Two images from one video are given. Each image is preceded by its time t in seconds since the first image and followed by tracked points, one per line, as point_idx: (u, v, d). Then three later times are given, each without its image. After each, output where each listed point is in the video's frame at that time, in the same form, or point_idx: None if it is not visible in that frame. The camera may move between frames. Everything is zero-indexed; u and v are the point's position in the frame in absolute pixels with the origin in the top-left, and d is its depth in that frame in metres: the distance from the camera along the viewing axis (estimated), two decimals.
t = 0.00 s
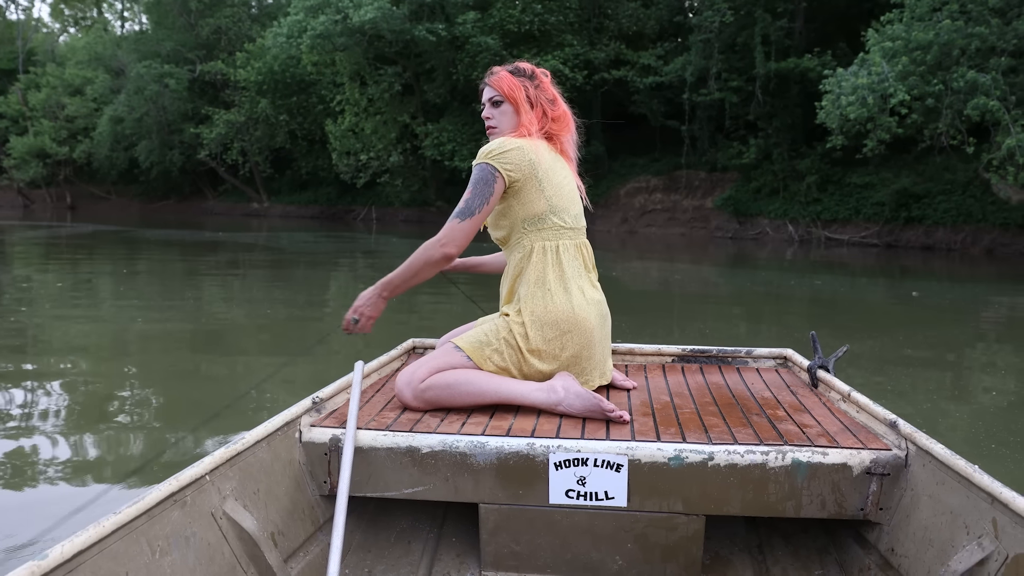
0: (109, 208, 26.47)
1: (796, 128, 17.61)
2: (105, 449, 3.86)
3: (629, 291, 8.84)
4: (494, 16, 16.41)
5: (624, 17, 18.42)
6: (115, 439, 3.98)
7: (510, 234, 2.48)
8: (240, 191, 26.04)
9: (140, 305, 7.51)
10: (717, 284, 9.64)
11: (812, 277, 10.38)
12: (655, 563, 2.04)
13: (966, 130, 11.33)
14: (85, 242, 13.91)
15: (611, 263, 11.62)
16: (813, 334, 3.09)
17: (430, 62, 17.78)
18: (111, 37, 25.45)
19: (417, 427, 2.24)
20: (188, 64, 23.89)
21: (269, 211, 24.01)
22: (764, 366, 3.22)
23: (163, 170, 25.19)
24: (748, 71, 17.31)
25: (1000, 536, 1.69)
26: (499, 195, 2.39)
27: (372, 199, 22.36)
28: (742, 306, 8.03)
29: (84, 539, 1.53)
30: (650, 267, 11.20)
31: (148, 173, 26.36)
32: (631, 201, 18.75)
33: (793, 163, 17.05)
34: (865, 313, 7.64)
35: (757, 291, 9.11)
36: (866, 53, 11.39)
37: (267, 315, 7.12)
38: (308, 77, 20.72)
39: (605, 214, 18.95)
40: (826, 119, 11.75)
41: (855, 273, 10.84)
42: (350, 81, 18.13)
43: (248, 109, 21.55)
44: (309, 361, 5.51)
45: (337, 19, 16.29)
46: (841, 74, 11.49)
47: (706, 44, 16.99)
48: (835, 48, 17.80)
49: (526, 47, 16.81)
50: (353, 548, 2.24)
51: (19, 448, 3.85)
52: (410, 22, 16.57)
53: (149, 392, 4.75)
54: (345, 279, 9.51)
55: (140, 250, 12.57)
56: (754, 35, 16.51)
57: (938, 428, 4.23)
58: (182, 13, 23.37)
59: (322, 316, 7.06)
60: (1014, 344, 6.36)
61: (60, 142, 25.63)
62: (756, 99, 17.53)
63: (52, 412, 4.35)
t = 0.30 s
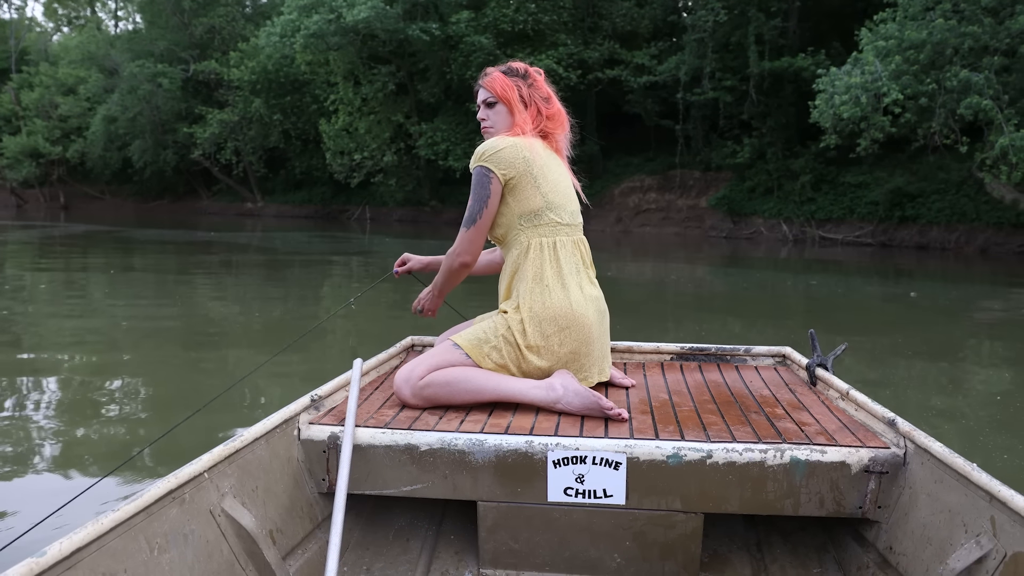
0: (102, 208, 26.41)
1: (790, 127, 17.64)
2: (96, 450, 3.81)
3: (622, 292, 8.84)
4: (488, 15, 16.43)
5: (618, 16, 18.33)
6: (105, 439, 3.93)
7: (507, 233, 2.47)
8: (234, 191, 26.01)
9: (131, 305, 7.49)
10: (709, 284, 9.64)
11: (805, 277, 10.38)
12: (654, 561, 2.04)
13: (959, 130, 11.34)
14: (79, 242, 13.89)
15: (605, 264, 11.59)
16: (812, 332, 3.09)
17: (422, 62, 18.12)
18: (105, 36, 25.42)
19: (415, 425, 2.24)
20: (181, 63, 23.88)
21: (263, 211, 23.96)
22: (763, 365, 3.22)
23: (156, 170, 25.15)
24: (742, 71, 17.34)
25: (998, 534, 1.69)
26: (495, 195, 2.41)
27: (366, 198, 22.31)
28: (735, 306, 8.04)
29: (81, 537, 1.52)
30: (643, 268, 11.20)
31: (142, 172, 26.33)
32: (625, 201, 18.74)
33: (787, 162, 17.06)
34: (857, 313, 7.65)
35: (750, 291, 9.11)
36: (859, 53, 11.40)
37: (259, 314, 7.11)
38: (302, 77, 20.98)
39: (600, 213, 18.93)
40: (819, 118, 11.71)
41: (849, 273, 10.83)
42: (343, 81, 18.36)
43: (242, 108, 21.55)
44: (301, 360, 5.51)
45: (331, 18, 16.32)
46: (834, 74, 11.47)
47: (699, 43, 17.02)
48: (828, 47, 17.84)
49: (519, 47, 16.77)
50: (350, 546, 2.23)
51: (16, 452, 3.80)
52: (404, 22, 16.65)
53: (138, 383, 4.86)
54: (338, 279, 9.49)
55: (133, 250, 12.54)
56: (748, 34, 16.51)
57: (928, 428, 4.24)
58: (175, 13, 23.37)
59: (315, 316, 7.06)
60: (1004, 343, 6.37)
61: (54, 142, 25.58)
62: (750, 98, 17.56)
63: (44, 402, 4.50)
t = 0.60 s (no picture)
0: (96, 208, 26.39)
1: (785, 126, 17.65)
2: (89, 454, 3.78)
3: (615, 292, 8.85)
4: (482, 15, 16.35)
5: (613, 15, 18.14)
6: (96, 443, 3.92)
7: (503, 231, 2.49)
8: (228, 191, 25.99)
9: (123, 305, 7.49)
10: (701, 284, 9.65)
11: (797, 278, 10.38)
12: (653, 560, 2.04)
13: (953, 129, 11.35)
14: (72, 242, 13.88)
15: (600, 264, 11.58)
16: (811, 331, 3.09)
17: (416, 62, 18.09)
18: (98, 36, 25.37)
19: (414, 424, 2.24)
20: (175, 63, 23.86)
21: (257, 211, 23.94)
22: (761, 363, 3.22)
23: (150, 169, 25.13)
24: (736, 70, 17.35)
25: (997, 532, 1.69)
26: (488, 193, 2.43)
27: (361, 198, 22.28)
28: (726, 307, 8.05)
29: (80, 537, 1.52)
30: (636, 268, 11.21)
31: (136, 172, 26.30)
32: (620, 200, 18.71)
33: (781, 162, 17.06)
34: (848, 313, 7.67)
35: (742, 291, 9.10)
36: (853, 52, 11.38)
37: (251, 314, 7.11)
38: (296, 77, 20.95)
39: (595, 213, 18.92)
40: (813, 117, 11.69)
41: (842, 273, 10.83)
42: (337, 80, 18.34)
43: (236, 108, 21.53)
44: (292, 361, 5.51)
45: (324, 18, 16.30)
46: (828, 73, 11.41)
47: (694, 43, 17.00)
48: (823, 47, 17.85)
49: (514, 46, 16.69)
50: (350, 545, 2.23)
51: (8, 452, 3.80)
52: (397, 22, 16.64)
53: (130, 385, 4.85)
54: (330, 279, 9.49)
55: (126, 251, 12.53)
56: (742, 34, 16.50)
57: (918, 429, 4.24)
58: (169, 12, 23.35)
59: (307, 317, 7.06)
60: (998, 343, 6.37)
61: (47, 142, 25.55)
62: (744, 97, 17.57)
63: (37, 401, 4.51)
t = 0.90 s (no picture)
0: (91, 208, 26.36)
1: (780, 126, 17.68)
2: (83, 457, 3.75)
3: (609, 292, 8.86)
4: (477, 14, 16.33)
5: (608, 15, 18.20)
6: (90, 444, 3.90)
7: (498, 234, 2.49)
8: (223, 191, 25.98)
9: (117, 305, 7.49)
10: (695, 284, 9.67)
11: (791, 277, 10.40)
12: (652, 560, 2.04)
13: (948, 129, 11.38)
14: (67, 242, 13.87)
15: (595, 264, 11.57)
16: (810, 331, 3.09)
17: (411, 62, 18.10)
18: (92, 36, 25.35)
19: (413, 425, 2.24)
20: (169, 62, 23.85)
21: (252, 211, 23.94)
22: (760, 363, 3.23)
23: (145, 169, 25.12)
24: (731, 70, 17.39)
25: (997, 532, 1.69)
26: (479, 197, 2.43)
27: (355, 199, 22.27)
28: (720, 306, 8.07)
29: (80, 538, 1.52)
30: (630, 268, 11.22)
31: (130, 172, 26.28)
32: (615, 200, 18.71)
33: (776, 162, 17.09)
34: (841, 313, 7.68)
35: (736, 291, 9.12)
36: (847, 51, 11.40)
37: (245, 314, 7.11)
38: (291, 76, 20.94)
39: (590, 213, 18.92)
40: (807, 117, 11.72)
41: (835, 273, 10.86)
42: (332, 80, 18.31)
43: (230, 108, 21.53)
44: (285, 361, 5.51)
45: (318, 17, 16.31)
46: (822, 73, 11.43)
47: (688, 42, 17.01)
48: (818, 47, 17.87)
49: (509, 46, 16.67)
50: (349, 546, 2.23)
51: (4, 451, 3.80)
52: (392, 21, 16.65)
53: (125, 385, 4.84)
54: (325, 279, 9.49)
55: (121, 251, 12.53)
56: (737, 33, 16.53)
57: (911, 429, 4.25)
58: (163, 12, 23.34)
59: (302, 317, 7.06)
60: (992, 344, 6.38)
61: (41, 142, 25.53)
62: (739, 97, 17.59)
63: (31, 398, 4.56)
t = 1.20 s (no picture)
0: (85, 208, 26.30)
1: (775, 126, 17.71)
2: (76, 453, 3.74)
3: (603, 292, 8.87)
4: (472, 13, 16.32)
5: (604, 15, 18.21)
6: (84, 440, 3.88)
7: (492, 236, 2.50)
8: (218, 191, 25.94)
9: (112, 305, 7.48)
10: (689, 284, 9.68)
11: (785, 277, 10.41)
12: (651, 560, 2.04)
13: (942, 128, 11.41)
14: (62, 242, 13.84)
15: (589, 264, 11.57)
16: (807, 330, 3.09)
17: (406, 61, 18.10)
18: (87, 35, 25.30)
19: (412, 425, 2.24)
20: (163, 62, 23.80)
21: (247, 211, 23.92)
22: (759, 363, 3.23)
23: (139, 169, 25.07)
24: (726, 69, 17.42)
25: (995, 531, 1.70)
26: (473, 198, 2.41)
27: (351, 199, 22.24)
28: (713, 306, 8.09)
29: (80, 538, 1.52)
30: (625, 268, 11.23)
31: (125, 172, 26.22)
32: (611, 200, 18.69)
33: (772, 162, 17.11)
34: (835, 313, 7.70)
35: (730, 291, 9.13)
36: (842, 51, 11.42)
37: (239, 314, 7.10)
38: (286, 76, 20.93)
39: (586, 213, 18.93)
40: (802, 116, 11.74)
41: (830, 272, 10.87)
42: (327, 79, 18.28)
43: (225, 107, 21.51)
44: (279, 359, 5.51)
45: (313, 16, 16.31)
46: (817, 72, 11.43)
47: (684, 42, 17.03)
48: (813, 46, 17.90)
49: (504, 45, 16.65)
50: (348, 547, 2.23)
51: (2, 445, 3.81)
52: (387, 21, 16.66)
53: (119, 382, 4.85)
54: (320, 279, 9.49)
55: (116, 251, 12.51)
56: (732, 32, 16.55)
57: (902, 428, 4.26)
58: (158, 11, 23.28)
59: (296, 317, 7.05)
60: (985, 343, 6.40)
61: (36, 141, 25.47)
62: (735, 97, 17.60)
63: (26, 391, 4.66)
